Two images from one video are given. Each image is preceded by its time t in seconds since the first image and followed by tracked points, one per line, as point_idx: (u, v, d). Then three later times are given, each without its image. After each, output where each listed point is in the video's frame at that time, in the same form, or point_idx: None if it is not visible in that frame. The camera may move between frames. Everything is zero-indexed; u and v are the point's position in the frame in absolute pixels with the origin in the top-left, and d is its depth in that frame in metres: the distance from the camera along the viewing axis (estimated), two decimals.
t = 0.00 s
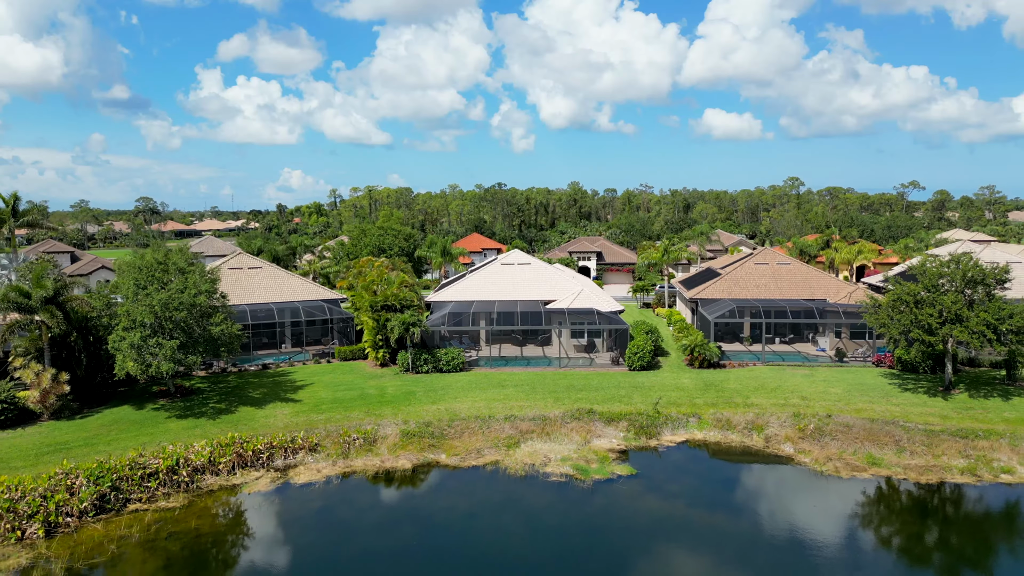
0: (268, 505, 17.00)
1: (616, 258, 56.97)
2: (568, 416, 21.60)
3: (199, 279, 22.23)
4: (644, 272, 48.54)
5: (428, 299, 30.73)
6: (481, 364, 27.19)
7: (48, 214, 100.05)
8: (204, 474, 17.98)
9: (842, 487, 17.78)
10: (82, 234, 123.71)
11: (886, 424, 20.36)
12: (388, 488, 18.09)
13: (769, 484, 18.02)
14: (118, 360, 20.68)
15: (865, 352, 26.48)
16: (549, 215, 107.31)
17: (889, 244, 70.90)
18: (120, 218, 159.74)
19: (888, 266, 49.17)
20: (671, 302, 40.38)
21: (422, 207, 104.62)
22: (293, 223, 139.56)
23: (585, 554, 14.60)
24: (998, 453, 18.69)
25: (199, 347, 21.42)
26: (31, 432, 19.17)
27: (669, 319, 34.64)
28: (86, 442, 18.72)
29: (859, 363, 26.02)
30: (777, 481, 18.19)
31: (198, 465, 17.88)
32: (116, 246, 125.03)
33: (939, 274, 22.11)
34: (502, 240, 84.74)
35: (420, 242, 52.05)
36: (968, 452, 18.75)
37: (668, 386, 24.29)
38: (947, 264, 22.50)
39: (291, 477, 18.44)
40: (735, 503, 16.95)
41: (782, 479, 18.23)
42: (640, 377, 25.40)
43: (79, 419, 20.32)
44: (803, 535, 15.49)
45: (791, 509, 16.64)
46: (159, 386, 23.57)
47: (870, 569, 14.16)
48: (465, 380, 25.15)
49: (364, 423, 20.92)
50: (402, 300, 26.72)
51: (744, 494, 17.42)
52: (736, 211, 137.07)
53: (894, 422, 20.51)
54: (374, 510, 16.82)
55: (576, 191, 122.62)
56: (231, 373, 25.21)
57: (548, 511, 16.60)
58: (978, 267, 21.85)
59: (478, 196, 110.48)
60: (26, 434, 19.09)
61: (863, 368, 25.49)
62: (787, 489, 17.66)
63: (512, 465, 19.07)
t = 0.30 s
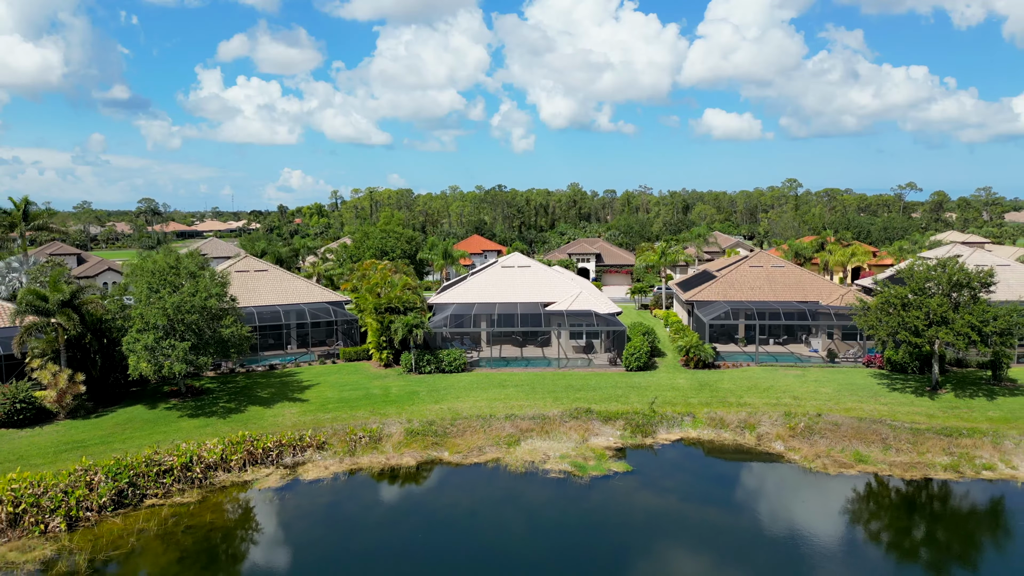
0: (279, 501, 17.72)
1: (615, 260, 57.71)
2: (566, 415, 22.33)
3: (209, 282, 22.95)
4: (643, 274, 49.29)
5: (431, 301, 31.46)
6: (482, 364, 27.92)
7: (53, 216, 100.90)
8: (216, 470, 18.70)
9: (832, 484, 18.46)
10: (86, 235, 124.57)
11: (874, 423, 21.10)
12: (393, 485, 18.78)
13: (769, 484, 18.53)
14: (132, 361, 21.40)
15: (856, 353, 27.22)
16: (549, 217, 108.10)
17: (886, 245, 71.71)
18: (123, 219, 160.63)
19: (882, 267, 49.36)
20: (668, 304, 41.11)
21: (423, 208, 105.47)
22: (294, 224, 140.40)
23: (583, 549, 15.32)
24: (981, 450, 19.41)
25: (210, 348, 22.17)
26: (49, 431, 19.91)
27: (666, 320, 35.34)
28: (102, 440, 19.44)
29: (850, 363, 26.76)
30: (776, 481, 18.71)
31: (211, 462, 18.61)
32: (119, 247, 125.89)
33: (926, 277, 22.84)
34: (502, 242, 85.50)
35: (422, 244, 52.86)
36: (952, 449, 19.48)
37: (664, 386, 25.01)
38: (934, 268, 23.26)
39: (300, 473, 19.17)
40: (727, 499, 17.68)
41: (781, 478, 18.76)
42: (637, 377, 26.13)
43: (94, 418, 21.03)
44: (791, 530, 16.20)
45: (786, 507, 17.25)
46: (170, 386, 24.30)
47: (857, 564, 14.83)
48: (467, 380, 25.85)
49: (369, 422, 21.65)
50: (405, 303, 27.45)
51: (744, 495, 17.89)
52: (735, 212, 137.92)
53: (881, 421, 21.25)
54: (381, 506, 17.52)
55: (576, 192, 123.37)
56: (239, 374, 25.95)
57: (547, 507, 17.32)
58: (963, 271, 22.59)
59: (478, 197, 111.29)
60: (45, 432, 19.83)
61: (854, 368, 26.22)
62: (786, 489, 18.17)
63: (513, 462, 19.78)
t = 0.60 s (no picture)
0: (289, 497, 18.48)
1: (613, 262, 58.46)
2: (565, 414, 23.10)
3: (219, 285, 23.72)
4: (640, 275, 50.08)
5: (432, 303, 32.20)
6: (483, 365, 28.68)
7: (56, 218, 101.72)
8: (228, 467, 19.49)
9: (821, 481, 19.19)
10: (88, 237, 125.33)
11: (861, 421, 21.90)
12: (398, 482, 19.50)
13: (768, 484, 19.00)
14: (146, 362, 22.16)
15: (846, 354, 27.99)
16: (549, 218, 108.92)
17: (881, 247, 72.56)
18: (125, 220, 161.42)
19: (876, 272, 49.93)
20: (665, 305, 41.88)
21: (424, 210, 106.33)
22: (295, 225, 141.14)
23: (581, 541, 16.11)
24: (963, 448, 20.18)
25: (221, 350, 22.95)
26: (67, 429, 20.68)
27: (663, 321, 36.09)
28: (118, 437, 20.21)
29: (841, 364, 27.54)
30: (776, 481, 19.18)
31: (223, 459, 19.39)
32: (121, 248, 126.66)
33: (913, 281, 23.62)
34: (502, 243, 86.27)
35: (423, 246, 53.64)
36: (936, 446, 20.27)
37: (659, 386, 25.77)
38: (920, 272, 24.07)
39: (309, 470, 19.95)
40: (718, 495, 18.45)
41: (772, 474, 19.52)
42: (634, 377, 26.91)
43: (109, 417, 21.81)
44: (782, 524, 16.93)
45: (781, 504, 17.84)
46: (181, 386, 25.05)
47: (844, 557, 15.53)
48: (468, 381, 26.61)
49: (374, 421, 22.44)
50: (408, 305, 28.20)
51: (744, 494, 18.39)
52: (734, 213, 138.81)
53: (869, 420, 22.03)
54: (388, 502, 18.25)
55: (575, 194, 124.10)
56: (247, 374, 26.73)
57: (546, 502, 18.09)
58: (948, 275, 23.38)
59: (478, 199, 112.14)
60: (62, 430, 20.60)
61: (844, 368, 27.00)
62: (783, 487, 18.75)
63: (513, 459, 20.54)
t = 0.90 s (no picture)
0: (299, 492, 19.30)
1: (612, 263, 59.28)
2: (564, 413, 23.93)
3: (229, 288, 24.55)
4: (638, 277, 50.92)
5: (435, 305, 33.05)
6: (484, 365, 29.50)
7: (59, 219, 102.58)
8: (240, 463, 20.32)
9: (810, 476, 19.98)
10: (90, 238, 126.15)
11: (848, 419, 22.74)
12: (403, 478, 20.30)
13: (761, 480, 19.78)
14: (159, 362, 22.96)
15: (837, 355, 28.81)
16: (548, 219, 109.84)
17: (877, 248, 73.51)
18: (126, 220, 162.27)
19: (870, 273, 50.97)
20: (662, 306, 42.71)
21: (425, 211, 107.23)
22: (296, 227, 142.07)
23: (578, 533, 16.96)
24: (946, 445, 21.00)
25: (231, 350, 23.79)
26: (84, 427, 21.49)
27: (659, 322, 36.92)
28: (133, 435, 21.02)
29: (831, 364, 28.37)
30: (769, 477, 19.96)
31: (236, 455, 20.22)
32: (123, 249, 127.47)
33: (899, 284, 24.48)
34: (502, 245, 87.18)
35: (424, 248, 54.45)
36: (920, 444, 21.09)
37: (655, 386, 26.58)
38: (907, 275, 24.90)
39: (317, 466, 20.79)
40: (710, 489, 19.27)
41: (764, 471, 20.28)
42: (631, 377, 27.73)
43: (124, 415, 22.62)
44: (770, 517, 17.74)
45: (772, 499, 18.63)
46: (191, 385, 25.86)
47: (829, 549, 16.31)
48: (470, 380, 27.42)
49: (379, 419, 23.28)
50: (412, 306, 29.01)
51: (738, 490, 19.17)
52: (732, 214, 139.81)
53: (856, 418, 22.88)
54: (394, 497, 19.05)
55: (575, 195, 124.95)
56: (256, 374, 27.56)
57: (546, 496, 18.92)
58: (934, 278, 24.24)
59: (478, 200, 112.96)
60: (80, 428, 21.41)
61: (835, 368, 27.83)
62: (775, 483, 19.53)
63: (513, 456, 21.36)
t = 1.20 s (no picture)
0: (309, 486, 20.17)
1: (610, 265, 60.10)
2: (562, 411, 24.81)
3: (239, 291, 25.44)
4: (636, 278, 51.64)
5: (437, 306, 33.93)
6: (485, 365, 30.37)
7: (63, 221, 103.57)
8: (252, 459, 21.19)
9: (801, 472, 20.81)
10: (93, 239, 127.13)
11: (836, 418, 23.63)
12: (406, 476, 21.05)
13: (752, 475, 20.65)
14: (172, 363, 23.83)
15: (828, 355, 29.68)
16: (548, 220, 110.77)
17: (872, 250, 74.38)
18: (128, 221, 163.26)
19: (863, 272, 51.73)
20: (659, 308, 43.57)
21: (425, 212, 108.14)
22: (298, 228, 143.22)
23: (575, 525, 17.85)
24: (928, 442, 21.86)
25: (241, 351, 24.68)
26: (101, 424, 22.38)
27: (656, 323, 37.76)
28: (149, 432, 21.91)
29: (822, 364, 29.25)
30: (760, 472, 20.82)
31: (248, 452, 21.09)
32: (126, 249, 128.38)
33: (886, 287, 25.39)
34: (502, 246, 88.06)
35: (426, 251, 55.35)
36: (903, 441, 21.96)
37: (651, 385, 27.47)
38: (893, 279, 25.80)
39: (325, 462, 21.67)
40: (702, 484, 20.19)
41: (755, 467, 21.14)
42: (629, 377, 28.58)
43: (139, 413, 23.50)
44: (759, 510, 18.62)
45: (761, 493, 19.52)
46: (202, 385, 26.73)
47: (815, 542, 17.11)
48: (472, 380, 28.30)
49: (384, 417, 24.17)
50: (415, 308, 29.89)
51: (729, 485, 20.06)
52: (731, 215, 140.69)
53: (843, 416, 23.76)
54: (400, 492, 19.93)
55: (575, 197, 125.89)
56: (264, 374, 28.44)
57: (544, 490, 19.82)
58: (919, 281, 25.14)
59: (479, 201, 113.87)
60: (97, 426, 22.30)
61: (825, 368, 28.72)
62: (764, 478, 20.42)
63: (513, 452, 22.25)
